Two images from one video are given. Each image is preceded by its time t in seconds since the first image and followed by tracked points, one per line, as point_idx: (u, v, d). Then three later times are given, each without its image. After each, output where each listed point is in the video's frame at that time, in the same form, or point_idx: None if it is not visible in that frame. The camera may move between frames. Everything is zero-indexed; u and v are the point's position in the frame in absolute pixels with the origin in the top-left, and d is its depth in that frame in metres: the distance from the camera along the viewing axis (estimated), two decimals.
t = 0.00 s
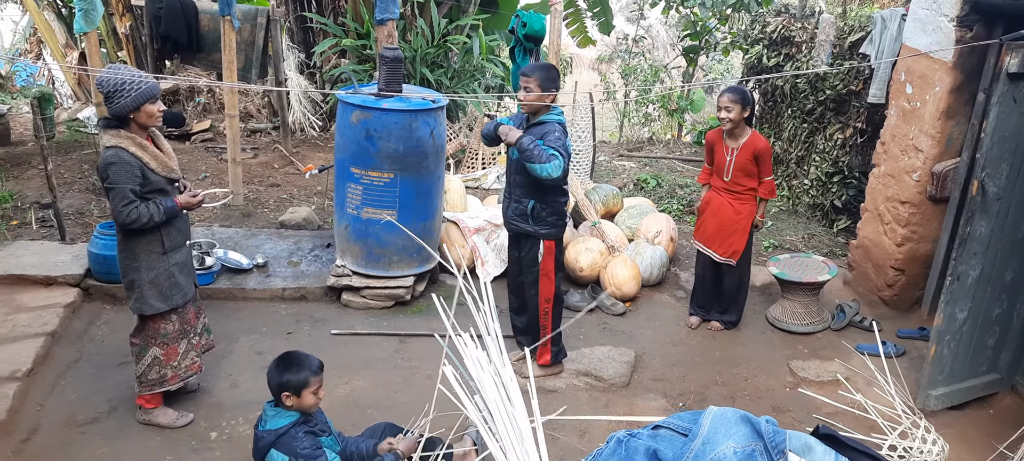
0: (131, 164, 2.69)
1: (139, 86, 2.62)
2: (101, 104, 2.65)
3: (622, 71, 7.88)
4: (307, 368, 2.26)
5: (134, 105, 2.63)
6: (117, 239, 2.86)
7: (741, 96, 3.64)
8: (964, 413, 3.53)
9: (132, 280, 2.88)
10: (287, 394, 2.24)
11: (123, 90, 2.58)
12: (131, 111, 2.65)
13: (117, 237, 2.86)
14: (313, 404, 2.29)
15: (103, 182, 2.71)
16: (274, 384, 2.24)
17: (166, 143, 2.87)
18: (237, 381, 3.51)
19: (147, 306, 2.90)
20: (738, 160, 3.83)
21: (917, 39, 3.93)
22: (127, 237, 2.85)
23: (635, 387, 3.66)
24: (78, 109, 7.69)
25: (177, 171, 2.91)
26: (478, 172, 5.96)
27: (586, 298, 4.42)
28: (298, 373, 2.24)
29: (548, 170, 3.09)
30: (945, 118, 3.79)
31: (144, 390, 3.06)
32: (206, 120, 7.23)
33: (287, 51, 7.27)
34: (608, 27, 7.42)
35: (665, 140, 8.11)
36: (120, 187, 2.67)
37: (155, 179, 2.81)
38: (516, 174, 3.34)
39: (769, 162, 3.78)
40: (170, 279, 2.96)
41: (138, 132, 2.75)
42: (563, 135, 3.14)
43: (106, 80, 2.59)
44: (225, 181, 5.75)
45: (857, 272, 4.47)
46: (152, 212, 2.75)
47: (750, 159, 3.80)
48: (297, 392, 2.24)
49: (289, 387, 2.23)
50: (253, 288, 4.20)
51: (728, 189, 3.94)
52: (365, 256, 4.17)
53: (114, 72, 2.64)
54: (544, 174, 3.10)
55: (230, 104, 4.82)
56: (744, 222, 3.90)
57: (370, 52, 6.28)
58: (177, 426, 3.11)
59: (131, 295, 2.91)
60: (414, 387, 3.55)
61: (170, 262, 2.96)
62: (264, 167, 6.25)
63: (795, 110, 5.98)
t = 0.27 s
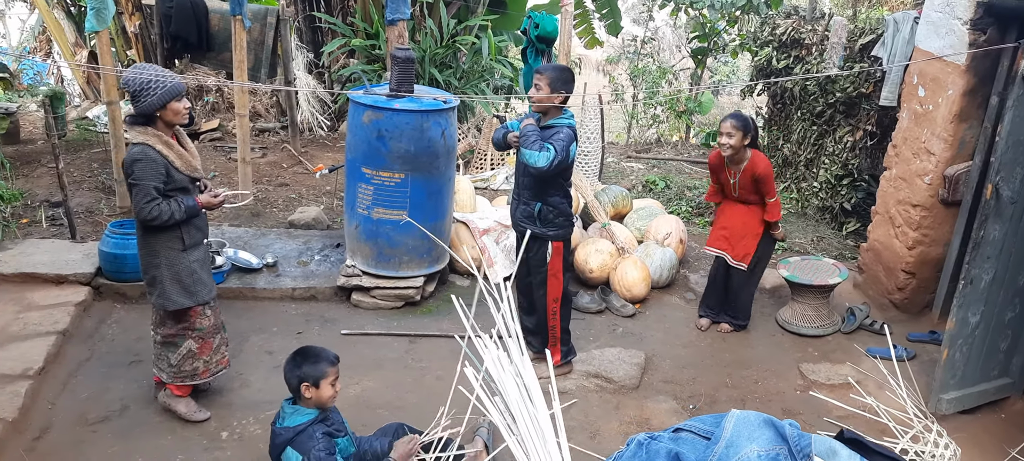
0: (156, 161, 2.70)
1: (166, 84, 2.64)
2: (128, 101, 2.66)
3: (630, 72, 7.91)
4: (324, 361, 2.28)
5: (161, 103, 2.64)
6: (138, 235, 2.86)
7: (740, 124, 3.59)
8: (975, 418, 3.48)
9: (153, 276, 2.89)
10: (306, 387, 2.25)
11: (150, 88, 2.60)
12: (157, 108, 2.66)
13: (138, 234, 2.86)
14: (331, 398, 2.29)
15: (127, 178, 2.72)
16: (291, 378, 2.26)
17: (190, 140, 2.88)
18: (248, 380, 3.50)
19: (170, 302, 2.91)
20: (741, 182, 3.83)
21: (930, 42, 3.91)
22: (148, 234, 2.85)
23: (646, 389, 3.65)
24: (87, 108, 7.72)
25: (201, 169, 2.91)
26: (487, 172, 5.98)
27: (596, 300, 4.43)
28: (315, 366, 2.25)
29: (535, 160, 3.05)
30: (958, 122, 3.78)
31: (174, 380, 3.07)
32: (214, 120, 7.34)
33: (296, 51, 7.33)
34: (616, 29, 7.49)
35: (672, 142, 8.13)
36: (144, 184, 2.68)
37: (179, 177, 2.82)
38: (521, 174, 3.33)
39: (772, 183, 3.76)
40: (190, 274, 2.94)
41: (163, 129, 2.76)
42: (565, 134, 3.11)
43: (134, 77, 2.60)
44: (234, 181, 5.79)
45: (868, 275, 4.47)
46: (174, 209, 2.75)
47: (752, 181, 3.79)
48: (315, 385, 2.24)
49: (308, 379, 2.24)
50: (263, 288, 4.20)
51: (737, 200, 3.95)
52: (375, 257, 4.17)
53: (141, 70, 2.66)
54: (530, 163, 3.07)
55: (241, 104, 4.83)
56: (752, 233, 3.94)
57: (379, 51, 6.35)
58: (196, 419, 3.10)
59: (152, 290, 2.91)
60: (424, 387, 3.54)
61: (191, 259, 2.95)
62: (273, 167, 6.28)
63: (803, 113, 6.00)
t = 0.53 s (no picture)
0: (187, 163, 2.72)
1: (197, 86, 2.66)
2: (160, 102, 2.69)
3: (636, 74, 7.94)
4: (338, 358, 2.29)
5: (191, 104, 2.66)
6: (164, 236, 2.86)
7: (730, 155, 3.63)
8: (984, 422, 3.44)
9: (176, 276, 2.89)
10: (320, 383, 2.25)
11: (182, 90, 2.62)
12: (188, 110, 2.68)
13: (165, 235, 2.86)
14: (343, 395, 2.29)
15: (157, 179, 2.73)
16: (305, 374, 2.27)
17: (219, 143, 2.89)
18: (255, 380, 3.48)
19: (192, 303, 2.89)
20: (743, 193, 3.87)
21: (938, 46, 3.91)
22: (174, 235, 2.85)
23: (653, 391, 3.64)
24: (93, 107, 7.75)
25: (229, 172, 2.92)
26: (492, 173, 6.01)
27: (602, 302, 4.44)
28: (329, 362, 2.27)
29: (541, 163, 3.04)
30: (966, 126, 3.78)
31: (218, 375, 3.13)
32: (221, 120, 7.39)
33: (303, 52, 7.37)
34: (620, 30, 7.48)
35: (676, 144, 8.16)
36: (174, 185, 2.69)
37: (208, 179, 2.83)
38: (529, 176, 3.32)
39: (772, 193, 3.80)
40: (214, 276, 2.93)
41: (194, 131, 2.78)
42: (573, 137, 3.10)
43: (166, 79, 2.62)
44: (240, 180, 5.84)
45: (874, 278, 4.48)
46: (201, 211, 2.76)
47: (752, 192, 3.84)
48: (329, 381, 2.25)
49: (322, 374, 2.25)
50: (270, 288, 4.20)
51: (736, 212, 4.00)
52: (382, 257, 4.18)
53: (174, 72, 2.68)
54: (538, 166, 3.06)
55: (248, 104, 4.85)
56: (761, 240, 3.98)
57: (385, 51, 6.36)
58: (277, 403, 3.21)
59: (175, 290, 2.90)
60: (431, 387, 3.53)
61: (216, 261, 2.94)
62: (279, 167, 6.31)
63: (810, 116, 6.02)
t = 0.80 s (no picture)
0: (226, 169, 2.73)
1: (229, 90, 2.68)
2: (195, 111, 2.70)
3: (637, 77, 7.95)
4: (343, 358, 2.29)
5: (225, 109, 2.68)
6: (207, 243, 2.86)
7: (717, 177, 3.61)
8: (986, 425, 3.44)
9: (220, 282, 2.89)
10: (323, 382, 2.25)
11: (216, 95, 2.64)
12: (222, 115, 2.69)
13: (206, 242, 2.87)
14: (346, 395, 2.29)
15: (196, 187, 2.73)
16: (309, 373, 2.26)
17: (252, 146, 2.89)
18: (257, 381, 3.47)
19: (237, 308, 2.90)
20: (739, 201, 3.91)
21: (941, 50, 3.92)
22: (217, 241, 2.85)
23: (655, 393, 3.64)
24: (94, 107, 7.74)
25: (264, 176, 2.92)
26: (494, 175, 6.02)
27: (605, 304, 4.44)
28: (334, 362, 2.27)
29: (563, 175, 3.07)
30: (969, 129, 3.78)
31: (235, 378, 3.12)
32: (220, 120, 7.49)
33: (305, 52, 7.39)
34: (621, 32, 7.47)
35: (677, 146, 8.17)
36: (214, 192, 2.70)
37: (246, 184, 2.84)
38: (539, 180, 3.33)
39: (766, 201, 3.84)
40: (256, 279, 2.95)
41: (229, 137, 2.79)
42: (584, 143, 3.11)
43: (200, 85, 2.63)
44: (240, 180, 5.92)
45: (877, 282, 4.50)
46: (243, 216, 2.77)
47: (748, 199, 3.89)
48: (333, 380, 2.25)
49: (326, 373, 2.25)
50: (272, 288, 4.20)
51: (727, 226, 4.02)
52: (385, 258, 4.17)
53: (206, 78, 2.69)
54: (556, 174, 3.08)
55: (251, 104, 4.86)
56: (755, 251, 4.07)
57: (387, 52, 6.35)
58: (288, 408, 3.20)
59: (219, 296, 2.90)
60: (434, 389, 3.52)
61: (257, 264, 2.96)
62: (280, 168, 6.34)
63: (811, 119, 6.04)
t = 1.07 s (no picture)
0: (264, 168, 2.72)
1: (267, 88, 2.67)
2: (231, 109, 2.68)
3: (636, 77, 7.96)
4: (349, 360, 2.29)
5: (264, 107, 2.67)
6: (239, 243, 2.84)
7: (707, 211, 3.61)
8: (985, 426, 3.45)
9: (250, 281, 2.87)
10: (328, 383, 2.24)
11: (255, 93, 2.63)
12: (260, 114, 2.69)
13: (238, 242, 2.84)
14: (348, 397, 2.28)
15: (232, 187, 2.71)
16: (314, 373, 2.25)
17: (286, 146, 2.89)
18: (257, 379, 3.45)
19: (268, 308, 2.90)
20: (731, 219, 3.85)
21: (942, 52, 3.93)
22: (249, 242, 2.83)
23: (655, 393, 3.63)
24: (93, 105, 7.73)
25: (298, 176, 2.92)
26: (493, 175, 6.03)
27: (605, 304, 4.44)
28: (340, 364, 2.26)
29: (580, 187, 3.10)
30: (969, 131, 3.79)
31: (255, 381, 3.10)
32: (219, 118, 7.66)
33: (304, 51, 7.39)
34: (621, 33, 7.49)
35: (676, 147, 8.19)
36: (253, 192, 2.69)
37: (281, 184, 2.84)
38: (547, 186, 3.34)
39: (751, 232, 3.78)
40: (286, 279, 2.95)
41: (264, 135, 2.78)
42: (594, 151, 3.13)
43: (239, 83, 2.62)
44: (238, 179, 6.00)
45: (876, 283, 4.51)
46: (280, 217, 2.76)
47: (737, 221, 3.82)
48: (337, 382, 2.24)
49: (331, 375, 2.24)
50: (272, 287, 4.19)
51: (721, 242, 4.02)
52: (385, 258, 4.17)
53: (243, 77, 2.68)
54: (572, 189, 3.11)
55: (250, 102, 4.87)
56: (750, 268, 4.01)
57: (386, 51, 6.37)
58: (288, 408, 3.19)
59: (248, 296, 2.89)
60: (434, 388, 3.51)
61: (287, 264, 2.95)
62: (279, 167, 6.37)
63: (811, 120, 6.06)
